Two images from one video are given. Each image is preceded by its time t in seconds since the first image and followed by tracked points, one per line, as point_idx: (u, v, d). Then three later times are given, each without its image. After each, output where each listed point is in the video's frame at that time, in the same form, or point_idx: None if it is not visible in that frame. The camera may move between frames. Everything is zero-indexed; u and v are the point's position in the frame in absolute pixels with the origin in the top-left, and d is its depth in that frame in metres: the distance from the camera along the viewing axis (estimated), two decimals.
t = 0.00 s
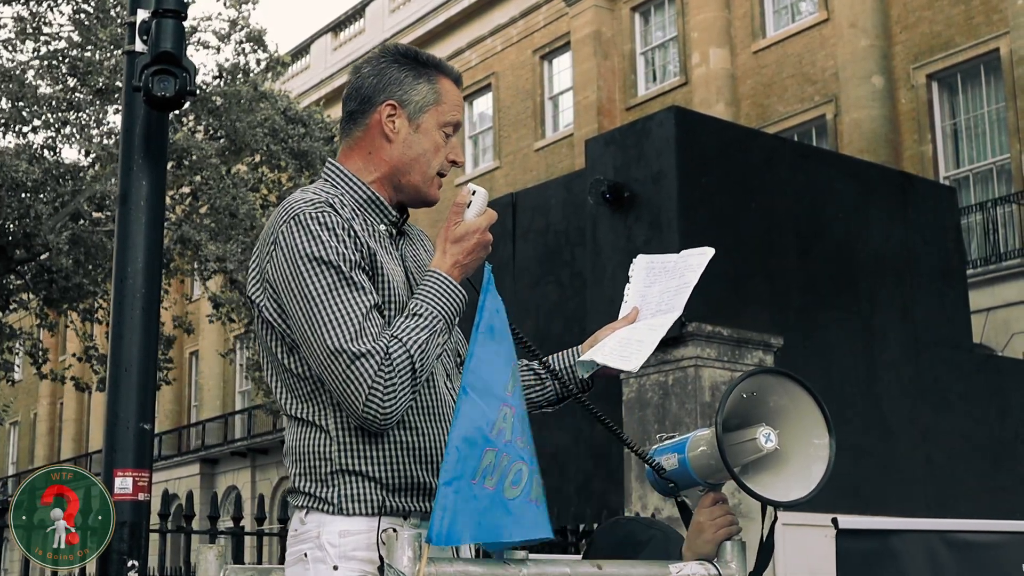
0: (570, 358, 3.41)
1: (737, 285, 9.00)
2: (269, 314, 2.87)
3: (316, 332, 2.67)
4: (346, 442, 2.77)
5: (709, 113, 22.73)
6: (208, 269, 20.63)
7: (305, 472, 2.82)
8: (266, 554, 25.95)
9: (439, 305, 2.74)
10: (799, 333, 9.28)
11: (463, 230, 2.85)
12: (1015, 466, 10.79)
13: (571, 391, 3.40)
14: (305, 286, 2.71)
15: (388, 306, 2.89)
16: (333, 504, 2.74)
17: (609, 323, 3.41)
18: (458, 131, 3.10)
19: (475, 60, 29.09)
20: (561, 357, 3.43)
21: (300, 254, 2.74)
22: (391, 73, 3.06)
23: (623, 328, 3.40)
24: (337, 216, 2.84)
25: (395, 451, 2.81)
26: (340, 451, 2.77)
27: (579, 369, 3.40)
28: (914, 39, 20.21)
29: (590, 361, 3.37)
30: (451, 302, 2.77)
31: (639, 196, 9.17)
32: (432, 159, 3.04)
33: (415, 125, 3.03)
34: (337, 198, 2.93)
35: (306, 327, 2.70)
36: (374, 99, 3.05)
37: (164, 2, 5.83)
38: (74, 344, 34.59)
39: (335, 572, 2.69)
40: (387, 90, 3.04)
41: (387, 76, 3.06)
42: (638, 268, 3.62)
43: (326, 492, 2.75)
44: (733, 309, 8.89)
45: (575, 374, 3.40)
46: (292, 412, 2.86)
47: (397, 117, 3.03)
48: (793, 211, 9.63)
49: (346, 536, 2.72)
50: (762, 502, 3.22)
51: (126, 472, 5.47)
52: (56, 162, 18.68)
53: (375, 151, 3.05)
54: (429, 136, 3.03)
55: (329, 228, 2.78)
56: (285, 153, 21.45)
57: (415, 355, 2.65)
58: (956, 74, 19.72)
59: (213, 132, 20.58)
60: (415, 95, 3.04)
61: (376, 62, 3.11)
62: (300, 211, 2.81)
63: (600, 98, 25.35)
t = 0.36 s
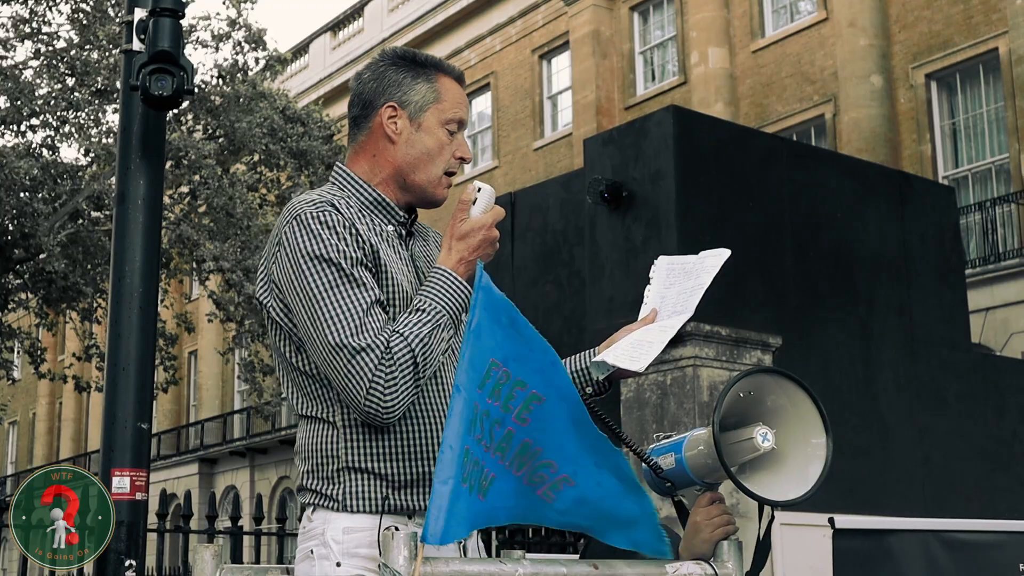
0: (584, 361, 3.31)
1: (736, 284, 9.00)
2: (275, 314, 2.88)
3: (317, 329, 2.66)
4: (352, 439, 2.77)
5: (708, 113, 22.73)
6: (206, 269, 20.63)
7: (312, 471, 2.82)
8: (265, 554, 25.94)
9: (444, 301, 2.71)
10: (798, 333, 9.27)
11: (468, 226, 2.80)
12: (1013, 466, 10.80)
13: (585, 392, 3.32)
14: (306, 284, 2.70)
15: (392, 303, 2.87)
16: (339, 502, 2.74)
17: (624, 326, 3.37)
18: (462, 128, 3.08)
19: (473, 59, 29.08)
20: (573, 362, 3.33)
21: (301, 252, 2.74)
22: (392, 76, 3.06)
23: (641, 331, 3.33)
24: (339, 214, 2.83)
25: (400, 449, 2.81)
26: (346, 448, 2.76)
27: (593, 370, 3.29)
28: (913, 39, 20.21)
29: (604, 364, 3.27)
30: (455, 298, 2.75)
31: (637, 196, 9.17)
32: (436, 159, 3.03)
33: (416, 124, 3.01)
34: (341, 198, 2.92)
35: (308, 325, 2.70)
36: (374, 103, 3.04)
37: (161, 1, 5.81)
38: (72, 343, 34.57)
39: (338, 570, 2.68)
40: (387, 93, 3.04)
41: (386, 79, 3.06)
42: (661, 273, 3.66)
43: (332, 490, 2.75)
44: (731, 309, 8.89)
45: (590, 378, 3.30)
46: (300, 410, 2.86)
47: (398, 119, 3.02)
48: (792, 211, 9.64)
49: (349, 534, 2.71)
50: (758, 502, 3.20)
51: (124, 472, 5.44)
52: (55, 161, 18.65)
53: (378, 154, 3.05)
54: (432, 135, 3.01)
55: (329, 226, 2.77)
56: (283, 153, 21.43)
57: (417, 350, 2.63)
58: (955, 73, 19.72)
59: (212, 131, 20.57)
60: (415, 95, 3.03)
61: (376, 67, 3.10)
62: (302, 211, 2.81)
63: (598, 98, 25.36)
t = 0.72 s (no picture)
0: (601, 360, 3.22)
1: (735, 285, 9.00)
2: (288, 319, 2.89)
3: (317, 334, 2.64)
4: (358, 441, 2.78)
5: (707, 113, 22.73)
6: (205, 269, 20.63)
7: (325, 471, 2.84)
8: (264, 554, 25.92)
9: (443, 302, 2.64)
10: (797, 333, 9.28)
11: (468, 225, 2.70)
12: (1012, 466, 10.80)
13: (607, 389, 3.22)
14: (308, 290, 2.70)
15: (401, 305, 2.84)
16: (347, 501, 2.76)
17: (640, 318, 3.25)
18: (464, 124, 2.99)
19: (472, 59, 29.07)
20: (588, 363, 3.24)
21: (304, 259, 2.74)
22: (388, 82, 3.04)
23: (654, 325, 3.15)
24: (346, 220, 2.82)
25: (407, 452, 2.80)
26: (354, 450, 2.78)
27: (612, 369, 3.20)
28: (912, 39, 20.21)
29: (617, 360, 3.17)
30: (456, 300, 2.67)
31: (636, 196, 9.17)
32: (431, 159, 2.96)
33: (408, 127, 2.97)
34: (349, 204, 2.91)
35: (309, 330, 2.69)
36: (371, 112, 3.05)
37: (160, 1, 5.80)
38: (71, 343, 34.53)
39: (346, 568, 2.68)
40: (383, 100, 3.03)
41: (382, 87, 3.05)
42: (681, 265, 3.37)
43: (342, 490, 2.78)
44: (730, 309, 8.89)
45: (608, 375, 3.21)
46: (313, 412, 2.89)
47: (390, 123, 3.00)
48: (791, 211, 9.64)
49: (357, 532, 2.72)
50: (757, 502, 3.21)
51: (123, 472, 5.43)
52: (54, 161, 18.64)
53: (381, 161, 3.05)
54: (425, 136, 2.96)
55: (332, 232, 2.76)
56: (283, 154, 21.42)
57: (409, 354, 2.55)
58: (954, 74, 19.73)
59: (211, 131, 20.56)
60: (405, 97, 2.99)
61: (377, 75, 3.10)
62: (309, 218, 2.81)
63: (598, 98, 25.36)
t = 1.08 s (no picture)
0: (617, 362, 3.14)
1: (733, 286, 9.00)
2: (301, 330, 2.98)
3: (315, 346, 2.72)
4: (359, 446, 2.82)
5: (706, 113, 22.74)
6: (204, 269, 20.60)
7: (336, 476, 2.91)
8: (263, 554, 25.89)
9: (427, 310, 2.64)
10: (796, 333, 9.30)
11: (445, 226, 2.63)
12: (1011, 467, 10.79)
13: (624, 391, 3.16)
14: (308, 306, 2.78)
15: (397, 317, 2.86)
16: (352, 502, 2.80)
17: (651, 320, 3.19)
18: (457, 129, 3.02)
19: (472, 60, 29.05)
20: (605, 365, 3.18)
21: (306, 274, 2.82)
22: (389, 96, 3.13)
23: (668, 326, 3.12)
24: (348, 233, 2.87)
25: (408, 457, 2.81)
26: (355, 454, 2.82)
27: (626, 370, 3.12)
28: (911, 40, 20.21)
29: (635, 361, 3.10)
30: (443, 306, 2.65)
31: (635, 197, 9.18)
32: (420, 165, 3.00)
33: (401, 137, 3.05)
34: (356, 216, 2.97)
35: (310, 343, 2.77)
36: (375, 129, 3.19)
37: (159, 1, 5.80)
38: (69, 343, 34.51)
39: (346, 566, 2.73)
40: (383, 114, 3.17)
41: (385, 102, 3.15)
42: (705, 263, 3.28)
43: (348, 492, 2.83)
44: (730, 310, 8.91)
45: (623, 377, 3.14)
46: (325, 418, 2.96)
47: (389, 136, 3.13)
48: (790, 211, 9.63)
49: (359, 531, 2.77)
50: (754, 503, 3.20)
51: (122, 472, 5.44)
52: (53, 161, 18.65)
53: (386, 172, 3.14)
54: (413, 143, 3.01)
55: (334, 246, 2.83)
56: (283, 154, 21.42)
57: (391, 367, 2.58)
58: (953, 74, 19.74)
59: (210, 131, 20.57)
60: (398, 106, 3.08)
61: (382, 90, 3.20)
62: (314, 230, 2.89)
63: (597, 98, 25.37)
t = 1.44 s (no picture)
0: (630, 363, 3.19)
1: (732, 286, 9.00)
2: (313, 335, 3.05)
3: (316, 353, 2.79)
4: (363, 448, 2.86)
5: (705, 114, 22.76)
6: (203, 269, 20.56)
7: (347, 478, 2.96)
8: (262, 554, 25.85)
9: (422, 315, 2.66)
10: (794, 333, 9.29)
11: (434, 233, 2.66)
12: (1010, 467, 10.78)
13: (641, 392, 3.20)
14: (310, 314, 2.86)
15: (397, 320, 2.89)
16: (357, 502, 2.86)
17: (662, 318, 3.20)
18: (444, 130, 3.03)
19: (471, 60, 29.04)
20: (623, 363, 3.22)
21: (308, 284, 2.90)
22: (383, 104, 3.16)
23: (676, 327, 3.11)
24: (347, 242, 2.93)
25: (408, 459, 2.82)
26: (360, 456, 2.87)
27: (638, 370, 3.18)
28: (910, 40, 20.21)
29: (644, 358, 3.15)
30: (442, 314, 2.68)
31: (634, 197, 9.19)
32: (412, 170, 3.04)
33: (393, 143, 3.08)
34: (360, 225, 3.04)
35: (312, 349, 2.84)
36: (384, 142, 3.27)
37: (159, 1, 5.80)
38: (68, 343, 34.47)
39: (349, 565, 2.80)
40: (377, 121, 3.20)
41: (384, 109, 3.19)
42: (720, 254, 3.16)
43: (355, 493, 2.88)
44: (728, 310, 8.91)
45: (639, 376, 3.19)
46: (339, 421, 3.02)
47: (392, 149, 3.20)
48: (789, 212, 9.63)
49: (361, 531, 2.82)
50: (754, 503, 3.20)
51: (121, 472, 5.44)
52: (52, 161, 18.64)
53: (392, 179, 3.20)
54: (403, 148, 3.04)
55: (333, 255, 2.89)
56: (282, 153, 21.41)
57: (384, 372, 2.62)
58: (952, 74, 19.74)
59: (209, 131, 20.57)
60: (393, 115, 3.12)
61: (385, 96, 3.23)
62: (317, 241, 2.97)
63: (596, 98, 25.37)
